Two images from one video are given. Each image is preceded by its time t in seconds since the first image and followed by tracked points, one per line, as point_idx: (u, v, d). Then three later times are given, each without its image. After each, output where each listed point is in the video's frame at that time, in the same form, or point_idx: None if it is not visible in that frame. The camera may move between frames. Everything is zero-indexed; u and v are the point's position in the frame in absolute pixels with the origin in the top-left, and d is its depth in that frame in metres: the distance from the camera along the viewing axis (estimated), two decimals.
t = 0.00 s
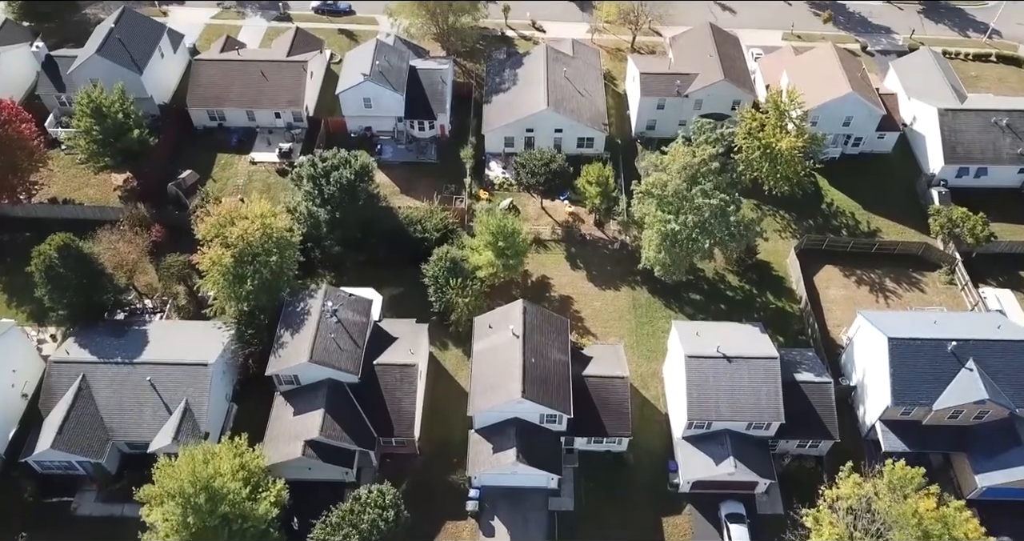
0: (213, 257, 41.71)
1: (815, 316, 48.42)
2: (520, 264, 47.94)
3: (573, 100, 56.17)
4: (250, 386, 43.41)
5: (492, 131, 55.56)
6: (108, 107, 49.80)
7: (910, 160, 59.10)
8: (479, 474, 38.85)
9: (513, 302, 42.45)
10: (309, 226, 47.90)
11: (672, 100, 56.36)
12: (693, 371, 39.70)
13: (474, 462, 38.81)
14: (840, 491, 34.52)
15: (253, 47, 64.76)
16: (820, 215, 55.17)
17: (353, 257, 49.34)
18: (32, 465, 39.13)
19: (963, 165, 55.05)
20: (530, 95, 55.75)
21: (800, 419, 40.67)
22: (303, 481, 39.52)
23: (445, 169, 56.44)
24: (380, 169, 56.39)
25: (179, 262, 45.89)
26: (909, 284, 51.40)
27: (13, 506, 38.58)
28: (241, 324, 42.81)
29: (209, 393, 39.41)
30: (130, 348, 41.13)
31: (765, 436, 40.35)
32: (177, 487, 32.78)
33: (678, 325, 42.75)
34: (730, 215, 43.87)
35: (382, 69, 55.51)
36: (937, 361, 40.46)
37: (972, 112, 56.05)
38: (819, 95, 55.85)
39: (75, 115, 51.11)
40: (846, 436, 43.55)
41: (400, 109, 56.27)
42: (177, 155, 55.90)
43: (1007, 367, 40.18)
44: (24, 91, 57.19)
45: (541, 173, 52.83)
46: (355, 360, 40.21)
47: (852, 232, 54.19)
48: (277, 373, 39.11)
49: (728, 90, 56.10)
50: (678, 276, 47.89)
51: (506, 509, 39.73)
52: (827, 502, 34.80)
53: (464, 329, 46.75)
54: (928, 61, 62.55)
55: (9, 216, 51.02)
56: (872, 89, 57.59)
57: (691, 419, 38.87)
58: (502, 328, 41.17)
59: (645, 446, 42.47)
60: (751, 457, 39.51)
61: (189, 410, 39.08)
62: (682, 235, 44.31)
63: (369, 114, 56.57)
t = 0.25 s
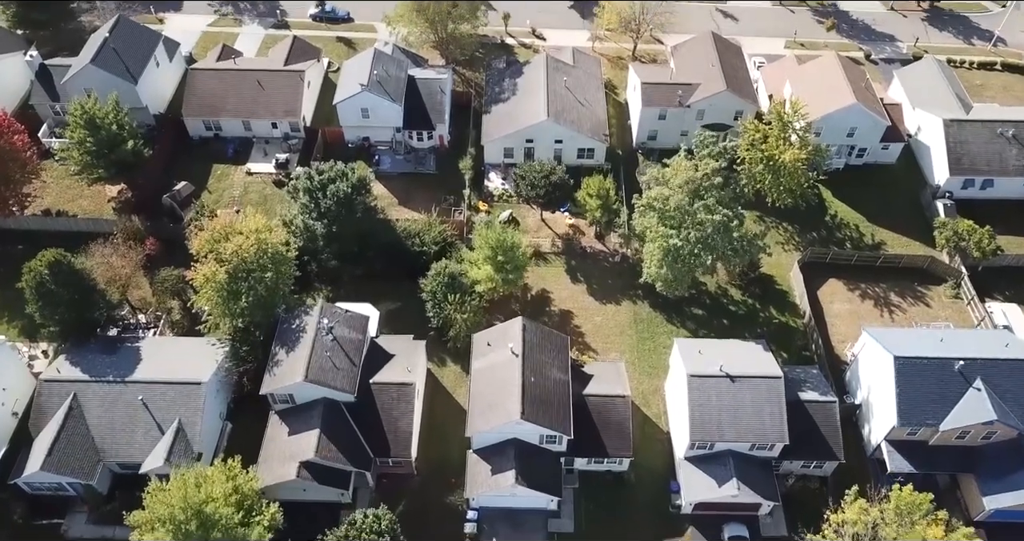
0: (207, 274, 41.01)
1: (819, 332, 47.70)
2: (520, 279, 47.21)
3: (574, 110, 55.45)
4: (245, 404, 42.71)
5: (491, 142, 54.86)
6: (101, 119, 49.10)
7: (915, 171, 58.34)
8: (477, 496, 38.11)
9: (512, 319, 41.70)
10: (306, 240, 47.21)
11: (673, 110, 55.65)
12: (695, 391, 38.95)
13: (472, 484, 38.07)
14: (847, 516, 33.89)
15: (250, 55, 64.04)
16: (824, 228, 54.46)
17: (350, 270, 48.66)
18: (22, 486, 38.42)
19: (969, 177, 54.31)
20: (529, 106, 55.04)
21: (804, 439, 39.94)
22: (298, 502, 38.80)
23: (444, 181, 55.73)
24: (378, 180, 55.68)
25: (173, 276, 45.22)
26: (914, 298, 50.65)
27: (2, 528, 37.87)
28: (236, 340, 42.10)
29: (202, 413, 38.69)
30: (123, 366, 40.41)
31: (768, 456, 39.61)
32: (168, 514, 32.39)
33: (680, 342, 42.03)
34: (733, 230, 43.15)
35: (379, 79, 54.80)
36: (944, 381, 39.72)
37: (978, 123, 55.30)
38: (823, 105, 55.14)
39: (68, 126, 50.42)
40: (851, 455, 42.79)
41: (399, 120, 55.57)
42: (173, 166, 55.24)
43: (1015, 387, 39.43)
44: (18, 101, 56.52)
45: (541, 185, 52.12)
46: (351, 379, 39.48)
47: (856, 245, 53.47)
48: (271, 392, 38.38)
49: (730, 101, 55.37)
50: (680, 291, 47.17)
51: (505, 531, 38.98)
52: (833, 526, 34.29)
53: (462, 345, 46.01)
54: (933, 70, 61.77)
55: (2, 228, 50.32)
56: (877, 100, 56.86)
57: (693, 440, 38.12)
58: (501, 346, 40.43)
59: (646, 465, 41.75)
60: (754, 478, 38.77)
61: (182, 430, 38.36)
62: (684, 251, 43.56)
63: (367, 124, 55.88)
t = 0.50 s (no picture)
0: (200, 291, 40.30)
1: (823, 348, 46.95)
2: (519, 294, 46.43)
3: (574, 121, 54.70)
4: (239, 422, 41.95)
5: (490, 153, 54.12)
6: (94, 131, 48.33)
7: (920, 183, 57.58)
8: (475, 519, 37.33)
9: (511, 338, 40.91)
10: (301, 254, 46.47)
11: (675, 121, 54.91)
12: (698, 412, 38.18)
13: (469, 507, 37.28)
14: None
15: (247, 64, 63.31)
16: (828, 240, 53.73)
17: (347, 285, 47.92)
18: (10, 508, 37.63)
19: (975, 189, 53.54)
20: (529, 116, 54.29)
21: (808, 461, 39.18)
22: (292, 525, 38.03)
23: (442, 192, 54.97)
24: (376, 191, 54.93)
25: (167, 290, 44.46)
26: (919, 313, 49.90)
27: None
28: (230, 358, 41.36)
29: (195, 433, 37.91)
30: (114, 385, 39.61)
31: (772, 478, 38.84)
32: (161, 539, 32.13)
33: (682, 361, 41.28)
34: (736, 247, 42.39)
35: (377, 89, 54.05)
36: (951, 401, 38.96)
37: (984, 134, 54.53)
38: (826, 117, 54.40)
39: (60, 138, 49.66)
40: (856, 476, 42.04)
41: (397, 131, 54.83)
42: (167, 177, 54.49)
43: None
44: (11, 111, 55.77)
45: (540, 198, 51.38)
46: (346, 399, 38.71)
47: (860, 258, 52.74)
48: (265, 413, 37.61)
49: (733, 112, 54.60)
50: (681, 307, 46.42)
51: None
52: None
53: (460, 362, 45.24)
54: (937, 79, 60.96)
55: None
56: (881, 110, 56.12)
57: (696, 463, 37.34)
58: (500, 365, 39.65)
59: (647, 486, 40.98)
60: (758, 501, 38.00)
61: (174, 451, 37.59)
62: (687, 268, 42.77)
63: (364, 135, 55.16)
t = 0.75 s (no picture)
0: (193, 310, 39.55)
1: (827, 365, 46.18)
2: (518, 310, 45.64)
3: (574, 133, 53.94)
4: (232, 443, 41.20)
5: (489, 165, 53.36)
6: (86, 143, 47.56)
7: (925, 195, 56.80)
8: None
9: (510, 357, 40.12)
10: (297, 269, 45.66)
11: (677, 133, 54.14)
12: (700, 434, 37.38)
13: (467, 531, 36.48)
14: None
15: (243, 73, 62.59)
16: (831, 254, 52.98)
17: (343, 301, 47.16)
18: None
19: (981, 202, 52.74)
20: (529, 128, 53.53)
21: (813, 484, 38.41)
22: None
23: (440, 205, 54.22)
24: (374, 203, 54.14)
25: (160, 306, 43.74)
26: (925, 329, 49.10)
27: None
28: (223, 378, 40.59)
29: (187, 456, 37.13)
30: (105, 406, 38.89)
31: (776, 501, 38.04)
32: None
33: (684, 381, 40.50)
34: (740, 264, 41.63)
35: (375, 100, 53.27)
36: (959, 424, 38.17)
37: (990, 146, 53.74)
38: (830, 128, 53.62)
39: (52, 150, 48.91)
40: (861, 497, 41.26)
41: (395, 142, 54.07)
42: (162, 189, 53.77)
43: None
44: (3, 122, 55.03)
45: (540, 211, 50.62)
46: (341, 420, 37.93)
47: (865, 272, 51.97)
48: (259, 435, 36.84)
49: (735, 124, 53.83)
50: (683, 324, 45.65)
51: None
52: None
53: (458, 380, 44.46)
54: (942, 89, 60.15)
55: None
56: (886, 122, 55.36)
57: (698, 486, 36.55)
58: (498, 386, 38.87)
59: (649, 508, 40.19)
60: (761, 525, 37.22)
61: (166, 474, 36.81)
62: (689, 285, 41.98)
63: (362, 146, 54.42)
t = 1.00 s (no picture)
0: (186, 329, 38.77)
1: (832, 384, 45.38)
2: (518, 328, 44.84)
3: (574, 145, 53.14)
4: (225, 464, 40.42)
5: (488, 178, 52.57)
6: (79, 156, 46.75)
7: (931, 208, 55.99)
8: None
9: (509, 378, 39.31)
10: (292, 285, 44.88)
11: (679, 145, 53.34)
12: (703, 458, 36.55)
13: None
14: None
15: (239, 83, 61.81)
16: (835, 268, 52.19)
17: (339, 317, 46.38)
18: None
19: (988, 216, 51.92)
20: (529, 140, 52.75)
21: (818, 508, 37.59)
22: None
23: (439, 218, 53.42)
24: (371, 216, 53.33)
25: (153, 322, 43.01)
26: (931, 346, 48.27)
27: None
28: (216, 398, 39.78)
29: (178, 479, 36.31)
30: (95, 428, 38.09)
31: (781, 527, 37.20)
32: None
33: (687, 403, 39.69)
34: (743, 282, 40.80)
35: (372, 112, 52.49)
36: (967, 447, 37.36)
37: (997, 159, 52.91)
38: (834, 141, 52.81)
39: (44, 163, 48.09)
40: (867, 521, 40.42)
41: (392, 154, 53.29)
42: (156, 202, 52.98)
43: None
44: None
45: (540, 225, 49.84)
46: (336, 443, 37.13)
47: (870, 287, 51.16)
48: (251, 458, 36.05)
49: (739, 136, 53.00)
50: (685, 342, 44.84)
51: None
52: None
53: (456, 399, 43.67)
54: (948, 100, 59.28)
55: None
56: (891, 134, 54.54)
57: (701, 512, 35.72)
58: (497, 408, 38.08)
59: (651, 533, 39.36)
60: None
61: (157, 497, 35.99)
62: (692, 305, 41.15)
63: (359, 158, 53.64)
